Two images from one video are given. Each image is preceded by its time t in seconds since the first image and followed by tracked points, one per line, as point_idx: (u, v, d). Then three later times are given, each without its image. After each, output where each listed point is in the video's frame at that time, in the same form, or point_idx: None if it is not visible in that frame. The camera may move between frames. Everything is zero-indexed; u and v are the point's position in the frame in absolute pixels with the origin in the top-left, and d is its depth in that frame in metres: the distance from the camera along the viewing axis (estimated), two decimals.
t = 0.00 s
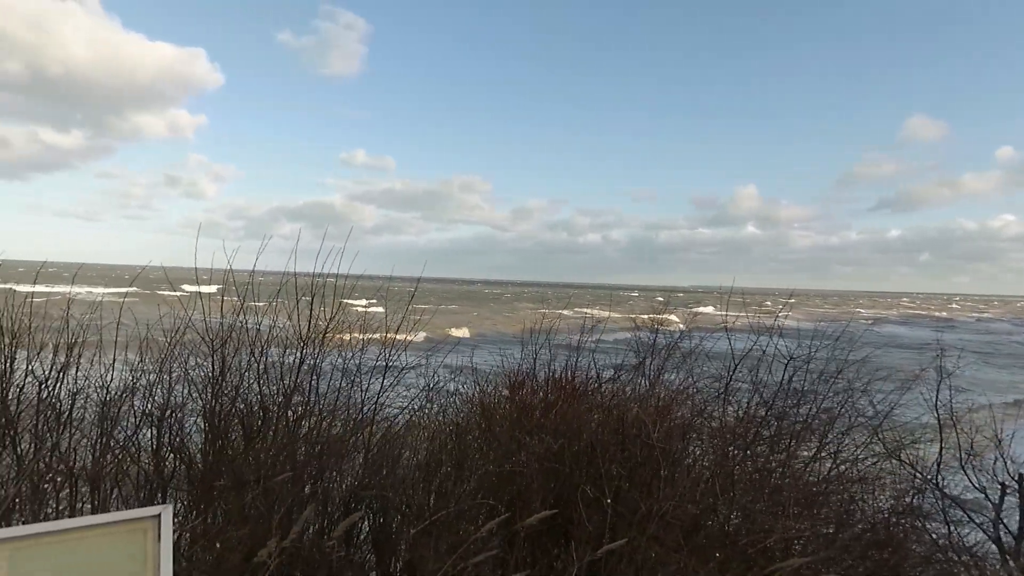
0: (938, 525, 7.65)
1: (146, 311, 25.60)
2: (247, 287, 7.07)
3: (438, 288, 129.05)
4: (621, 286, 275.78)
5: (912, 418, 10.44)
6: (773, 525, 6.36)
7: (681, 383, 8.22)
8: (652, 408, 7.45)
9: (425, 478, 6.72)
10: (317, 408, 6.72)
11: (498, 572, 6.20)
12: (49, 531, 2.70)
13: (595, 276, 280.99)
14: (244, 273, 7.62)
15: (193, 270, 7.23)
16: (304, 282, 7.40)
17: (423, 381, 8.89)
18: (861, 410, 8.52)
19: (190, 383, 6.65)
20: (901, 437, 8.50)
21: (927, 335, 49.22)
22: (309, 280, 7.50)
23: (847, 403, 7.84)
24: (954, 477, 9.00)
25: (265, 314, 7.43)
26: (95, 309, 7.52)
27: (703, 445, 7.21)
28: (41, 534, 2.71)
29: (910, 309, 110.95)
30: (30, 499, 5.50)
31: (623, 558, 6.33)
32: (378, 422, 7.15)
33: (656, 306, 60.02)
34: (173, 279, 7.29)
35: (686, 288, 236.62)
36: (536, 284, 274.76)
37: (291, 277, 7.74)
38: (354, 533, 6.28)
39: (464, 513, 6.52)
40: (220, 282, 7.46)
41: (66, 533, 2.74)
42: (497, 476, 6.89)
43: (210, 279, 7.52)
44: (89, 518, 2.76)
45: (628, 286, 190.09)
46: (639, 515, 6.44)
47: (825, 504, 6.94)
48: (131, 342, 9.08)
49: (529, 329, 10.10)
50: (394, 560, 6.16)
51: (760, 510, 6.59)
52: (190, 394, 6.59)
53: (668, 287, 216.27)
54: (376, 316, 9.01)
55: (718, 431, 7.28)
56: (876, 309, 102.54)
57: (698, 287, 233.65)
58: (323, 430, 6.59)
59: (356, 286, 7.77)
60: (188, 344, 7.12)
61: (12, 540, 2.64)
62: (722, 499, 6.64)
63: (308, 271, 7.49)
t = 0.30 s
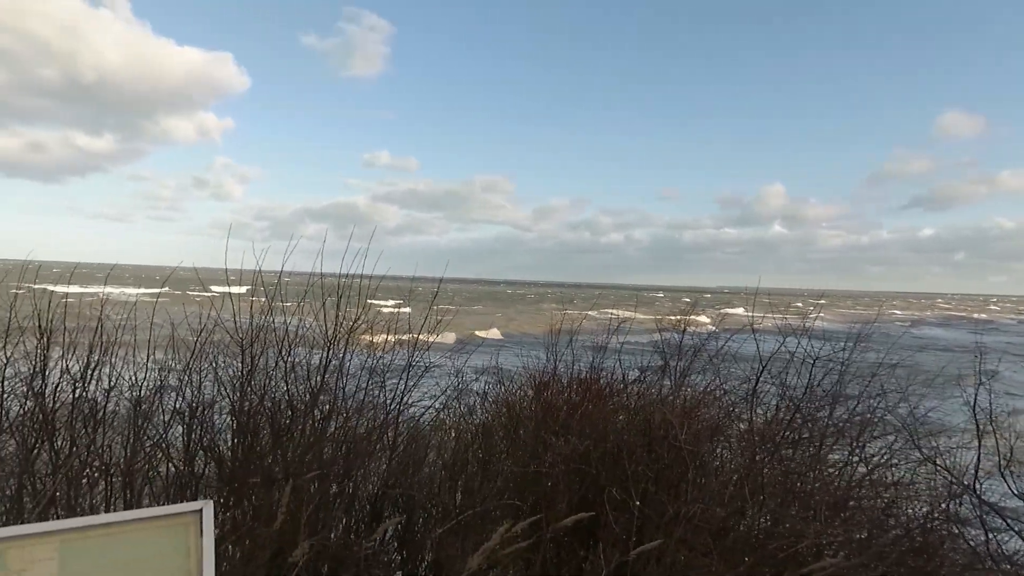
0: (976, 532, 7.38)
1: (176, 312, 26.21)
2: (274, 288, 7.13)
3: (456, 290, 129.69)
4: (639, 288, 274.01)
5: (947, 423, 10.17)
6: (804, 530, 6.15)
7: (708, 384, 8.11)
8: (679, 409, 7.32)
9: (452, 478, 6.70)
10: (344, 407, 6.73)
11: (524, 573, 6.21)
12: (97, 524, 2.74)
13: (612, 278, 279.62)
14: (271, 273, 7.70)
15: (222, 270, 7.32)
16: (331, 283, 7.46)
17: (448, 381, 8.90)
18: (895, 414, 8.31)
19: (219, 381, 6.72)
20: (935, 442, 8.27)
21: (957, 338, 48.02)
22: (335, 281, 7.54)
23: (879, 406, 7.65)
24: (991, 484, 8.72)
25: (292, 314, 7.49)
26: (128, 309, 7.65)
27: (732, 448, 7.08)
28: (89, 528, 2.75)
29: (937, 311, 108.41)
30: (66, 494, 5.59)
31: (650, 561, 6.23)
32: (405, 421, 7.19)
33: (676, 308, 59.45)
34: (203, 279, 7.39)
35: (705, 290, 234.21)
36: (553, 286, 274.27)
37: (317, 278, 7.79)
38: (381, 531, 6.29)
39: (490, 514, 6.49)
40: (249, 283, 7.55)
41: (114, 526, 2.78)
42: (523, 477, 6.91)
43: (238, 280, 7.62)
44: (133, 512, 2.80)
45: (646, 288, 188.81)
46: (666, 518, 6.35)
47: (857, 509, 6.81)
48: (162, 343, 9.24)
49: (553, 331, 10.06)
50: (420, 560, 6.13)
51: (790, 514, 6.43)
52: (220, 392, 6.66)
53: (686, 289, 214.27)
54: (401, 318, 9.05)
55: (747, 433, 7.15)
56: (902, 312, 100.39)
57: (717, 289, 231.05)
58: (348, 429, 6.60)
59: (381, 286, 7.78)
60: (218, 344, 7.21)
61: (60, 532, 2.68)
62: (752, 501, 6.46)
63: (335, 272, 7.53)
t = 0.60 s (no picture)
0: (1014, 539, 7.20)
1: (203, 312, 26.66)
2: (299, 289, 7.20)
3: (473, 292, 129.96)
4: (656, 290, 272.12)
5: (982, 427, 9.89)
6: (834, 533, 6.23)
7: (735, 386, 7.97)
8: (706, 411, 7.20)
9: (476, 479, 6.66)
10: (369, 406, 6.75)
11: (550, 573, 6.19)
12: (138, 520, 2.77)
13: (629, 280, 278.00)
14: (296, 275, 7.75)
15: (248, 271, 7.40)
16: (355, 284, 7.50)
17: (471, 382, 8.88)
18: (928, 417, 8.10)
19: (246, 381, 6.77)
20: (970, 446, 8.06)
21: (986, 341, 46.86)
22: (358, 281, 7.57)
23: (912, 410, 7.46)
24: None
25: (317, 314, 7.53)
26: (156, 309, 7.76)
27: (760, 450, 6.90)
28: (129, 524, 2.78)
29: (964, 314, 105.96)
30: (98, 491, 5.66)
31: (678, 564, 6.16)
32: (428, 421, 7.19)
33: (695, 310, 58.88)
34: (230, 280, 7.47)
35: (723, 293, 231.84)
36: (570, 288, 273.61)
37: (341, 279, 7.83)
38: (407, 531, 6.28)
39: (515, 515, 6.45)
40: (274, 284, 7.62)
41: (153, 522, 2.81)
42: (548, 478, 6.86)
43: (264, 281, 7.70)
44: (172, 509, 2.82)
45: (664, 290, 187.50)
46: (693, 521, 6.27)
47: (888, 514, 6.67)
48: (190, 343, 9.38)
49: (576, 332, 9.99)
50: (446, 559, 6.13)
51: (820, 519, 6.41)
52: (246, 392, 6.71)
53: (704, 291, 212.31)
54: (424, 318, 9.05)
55: (775, 436, 7.00)
56: (928, 315, 98.30)
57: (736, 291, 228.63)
58: (373, 429, 6.61)
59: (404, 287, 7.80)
60: (245, 344, 7.28)
61: (103, 527, 2.71)
62: (782, 503, 6.41)
63: (358, 272, 7.56)
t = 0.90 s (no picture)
0: None
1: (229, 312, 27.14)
2: (323, 291, 7.26)
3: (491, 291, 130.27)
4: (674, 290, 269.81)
5: (1020, 433, 9.57)
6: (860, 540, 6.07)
7: (759, 391, 7.87)
8: (730, 416, 7.12)
9: (497, 481, 6.63)
10: (391, 408, 6.80)
11: None
12: (172, 521, 2.82)
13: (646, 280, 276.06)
14: (320, 277, 7.83)
15: (273, 274, 7.50)
16: (378, 286, 7.55)
17: (492, 384, 8.89)
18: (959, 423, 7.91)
19: (271, 382, 6.86)
20: (1002, 452, 7.85)
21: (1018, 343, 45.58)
22: (381, 284, 7.63)
23: (942, 415, 7.29)
24: None
25: (341, 316, 7.60)
26: (185, 310, 7.89)
27: (785, 455, 6.77)
28: (162, 525, 2.83)
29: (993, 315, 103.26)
30: (127, 489, 5.75)
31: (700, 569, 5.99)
32: (450, 424, 7.21)
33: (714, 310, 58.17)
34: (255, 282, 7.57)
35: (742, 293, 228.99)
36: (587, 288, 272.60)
37: (364, 281, 7.89)
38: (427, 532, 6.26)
39: (536, 518, 6.41)
40: (299, 286, 7.71)
41: (186, 524, 2.86)
42: (570, 481, 6.80)
43: (288, 283, 7.79)
44: (203, 511, 2.87)
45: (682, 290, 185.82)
46: (716, 525, 6.17)
47: (917, 522, 6.53)
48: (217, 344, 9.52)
49: (598, 335, 9.94)
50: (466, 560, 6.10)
51: (846, 526, 6.29)
52: (271, 393, 6.77)
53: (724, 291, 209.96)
54: (446, 320, 9.08)
55: (801, 441, 6.89)
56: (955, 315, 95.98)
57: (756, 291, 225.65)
58: (395, 430, 6.66)
59: (426, 289, 7.83)
60: (270, 346, 7.36)
61: (135, 527, 2.75)
62: (806, 507, 6.34)
63: (382, 275, 7.62)
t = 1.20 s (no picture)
0: None
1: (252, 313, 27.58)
2: (347, 291, 7.32)
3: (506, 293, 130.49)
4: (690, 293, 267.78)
5: None
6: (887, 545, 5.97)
7: (786, 392, 7.74)
8: (756, 417, 7.01)
9: (520, 480, 6.60)
10: (415, 407, 6.81)
11: None
12: (211, 515, 2.84)
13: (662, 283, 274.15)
14: (344, 277, 7.88)
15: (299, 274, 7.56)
16: (401, 286, 7.58)
17: (514, 384, 8.88)
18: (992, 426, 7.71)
19: (296, 381, 6.92)
20: None
21: None
22: (405, 284, 7.66)
23: (975, 417, 7.11)
24: None
25: (365, 316, 7.63)
26: (212, 311, 7.99)
27: (813, 458, 6.66)
28: (202, 518, 2.85)
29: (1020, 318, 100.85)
30: (157, 485, 5.83)
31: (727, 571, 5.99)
32: (472, 423, 7.21)
33: (733, 313, 57.52)
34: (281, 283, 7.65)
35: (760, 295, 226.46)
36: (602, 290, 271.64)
37: (387, 281, 7.93)
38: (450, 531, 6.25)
39: (559, 518, 6.36)
40: (324, 286, 7.77)
41: (224, 517, 2.88)
42: (593, 482, 6.76)
43: (314, 283, 7.86)
44: (240, 505, 2.89)
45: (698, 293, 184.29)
46: (743, 527, 6.09)
47: (949, 527, 6.38)
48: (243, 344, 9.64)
49: (620, 335, 9.88)
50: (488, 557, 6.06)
51: (876, 530, 6.18)
52: (296, 392, 6.83)
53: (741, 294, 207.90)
54: (469, 321, 9.09)
55: (829, 443, 6.76)
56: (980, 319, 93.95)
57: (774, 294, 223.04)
58: (418, 430, 6.68)
59: (449, 289, 7.84)
60: (295, 345, 7.43)
61: (176, 521, 2.78)
62: (835, 509, 6.18)
63: (405, 275, 7.64)
